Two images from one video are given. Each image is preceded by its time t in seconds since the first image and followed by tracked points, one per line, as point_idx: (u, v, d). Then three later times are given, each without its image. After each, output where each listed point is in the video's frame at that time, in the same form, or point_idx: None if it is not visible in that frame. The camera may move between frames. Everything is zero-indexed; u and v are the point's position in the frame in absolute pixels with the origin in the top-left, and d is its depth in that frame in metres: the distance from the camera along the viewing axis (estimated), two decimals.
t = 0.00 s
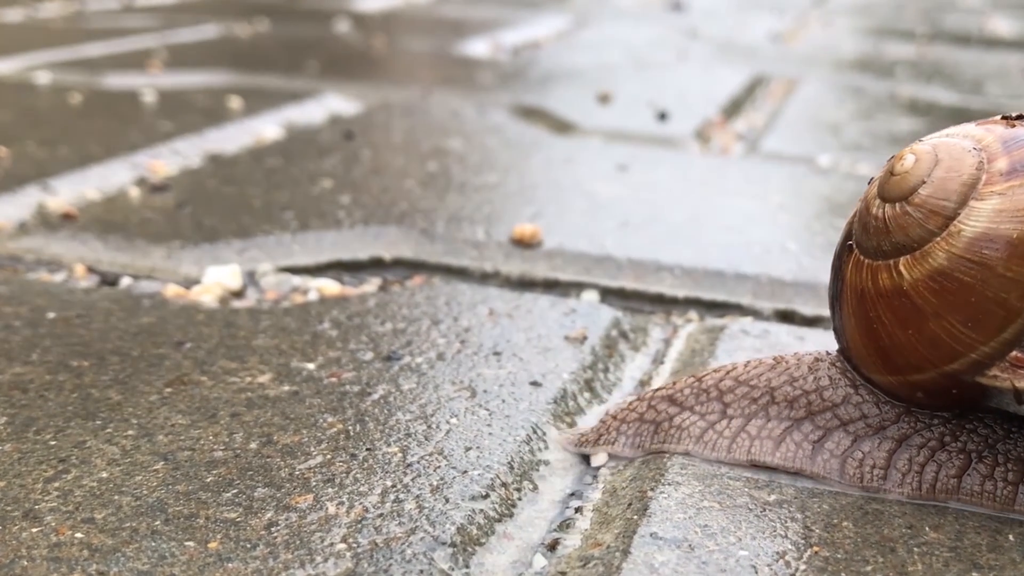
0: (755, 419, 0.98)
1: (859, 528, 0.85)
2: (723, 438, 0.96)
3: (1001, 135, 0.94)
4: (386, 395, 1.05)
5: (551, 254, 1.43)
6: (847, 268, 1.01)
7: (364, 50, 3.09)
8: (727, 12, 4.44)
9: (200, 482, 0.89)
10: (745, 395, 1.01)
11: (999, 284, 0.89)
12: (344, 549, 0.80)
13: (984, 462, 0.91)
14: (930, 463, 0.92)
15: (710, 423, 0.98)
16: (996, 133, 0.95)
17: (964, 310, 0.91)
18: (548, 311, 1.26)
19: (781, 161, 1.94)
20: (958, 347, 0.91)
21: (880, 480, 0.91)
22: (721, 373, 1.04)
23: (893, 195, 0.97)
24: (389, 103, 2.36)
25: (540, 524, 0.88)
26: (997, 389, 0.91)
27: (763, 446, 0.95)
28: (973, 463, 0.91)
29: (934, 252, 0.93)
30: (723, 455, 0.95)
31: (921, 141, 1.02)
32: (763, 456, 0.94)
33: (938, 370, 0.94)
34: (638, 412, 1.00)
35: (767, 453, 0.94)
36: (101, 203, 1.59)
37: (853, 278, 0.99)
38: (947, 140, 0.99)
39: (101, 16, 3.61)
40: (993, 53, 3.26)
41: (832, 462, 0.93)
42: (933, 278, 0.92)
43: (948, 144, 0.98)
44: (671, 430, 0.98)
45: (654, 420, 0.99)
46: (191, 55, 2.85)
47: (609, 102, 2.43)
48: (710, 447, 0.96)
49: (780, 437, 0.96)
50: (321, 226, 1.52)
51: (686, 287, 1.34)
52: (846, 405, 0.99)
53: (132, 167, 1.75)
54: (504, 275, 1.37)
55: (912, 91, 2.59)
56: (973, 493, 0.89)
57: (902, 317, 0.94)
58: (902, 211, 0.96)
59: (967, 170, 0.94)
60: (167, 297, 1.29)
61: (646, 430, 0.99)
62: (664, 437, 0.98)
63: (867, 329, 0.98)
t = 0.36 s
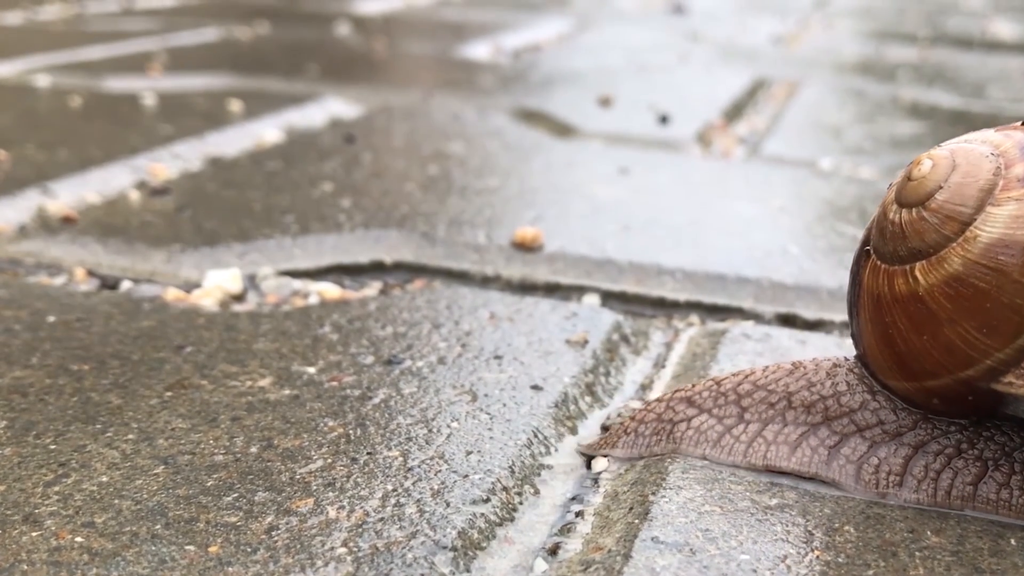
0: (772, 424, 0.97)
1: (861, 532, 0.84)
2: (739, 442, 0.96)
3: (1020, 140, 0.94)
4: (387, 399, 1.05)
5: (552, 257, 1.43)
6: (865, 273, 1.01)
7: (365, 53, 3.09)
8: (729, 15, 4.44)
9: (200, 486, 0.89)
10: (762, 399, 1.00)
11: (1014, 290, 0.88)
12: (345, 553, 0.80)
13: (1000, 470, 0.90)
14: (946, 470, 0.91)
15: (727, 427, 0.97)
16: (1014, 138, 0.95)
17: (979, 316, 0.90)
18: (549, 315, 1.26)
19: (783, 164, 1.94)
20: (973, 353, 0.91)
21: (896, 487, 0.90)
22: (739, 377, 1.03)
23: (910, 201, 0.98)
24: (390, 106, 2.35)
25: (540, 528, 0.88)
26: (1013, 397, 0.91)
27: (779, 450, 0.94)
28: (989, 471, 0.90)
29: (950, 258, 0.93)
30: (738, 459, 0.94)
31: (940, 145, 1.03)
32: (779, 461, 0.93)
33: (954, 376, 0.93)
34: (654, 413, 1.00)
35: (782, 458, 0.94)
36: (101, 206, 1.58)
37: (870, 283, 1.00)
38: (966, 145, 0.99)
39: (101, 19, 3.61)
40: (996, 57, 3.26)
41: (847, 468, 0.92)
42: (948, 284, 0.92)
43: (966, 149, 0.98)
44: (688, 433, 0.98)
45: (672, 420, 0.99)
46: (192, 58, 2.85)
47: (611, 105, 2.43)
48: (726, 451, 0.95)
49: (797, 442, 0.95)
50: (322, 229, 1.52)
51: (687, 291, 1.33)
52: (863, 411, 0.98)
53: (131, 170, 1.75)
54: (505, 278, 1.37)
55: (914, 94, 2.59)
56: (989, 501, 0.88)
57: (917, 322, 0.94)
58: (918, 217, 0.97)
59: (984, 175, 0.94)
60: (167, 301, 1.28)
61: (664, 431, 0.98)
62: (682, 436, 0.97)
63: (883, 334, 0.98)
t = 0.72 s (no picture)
0: (789, 428, 0.96)
1: (863, 536, 0.84)
2: (756, 446, 0.95)
3: None
4: (387, 402, 1.05)
5: (554, 260, 1.43)
6: (883, 278, 1.01)
7: (365, 55, 3.09)
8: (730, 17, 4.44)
9: (201, 490, 0.89)
10: (780, 403, 0.99)
11: None
12: (346, 557, 0.80)
13: (1017, 478, 0.88)
14: (962, 475, 0.89)
15: (744, 430, 0.97)
16: None
17: (994, 321, 0.90)
18: (551, 318, 1.26)
19: (785, 166, 1.93)
20: (988, 358, 0.90)
21: (912, 493, 0.89)
22: (757, 381, 1.02)
23: (927, 205, 0.98)
24: (391, 109, 2.35)
25: (541, 531, 0.87)
26: None
27: (796, 455, 0.93)
28: (1006, 478, 0.88)
29: (966, 263, 0.93)
30: (754, 463, 0.94)
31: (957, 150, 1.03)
32: (795, 466, 0.93)
33: (969, 381, 0.93)
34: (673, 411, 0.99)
35: (799, 463, 0.93)
36: (101, 208, 1.58)
37: (887, 287, 0.99)
38: (984, 150, 1.00)
39: (101, 21, 3.61)
40: (998, 59, 3.26)
41: (863, 473, 0.91)
42: (964, 289, 0.92)
43: (984, 153, 0.98)
44: (705, 434, 0.97)
45: (689, 420, 0.98)
46: (192, 60, 2.85)
47: (612, 107, 2.43)
48: (742, 454, 0.95)
49: (813, 447, 0.94)
50: (323, 231, 1.52)
51: (689, 293, 1.33)
52: (880, 415, 0.97)
53: (132, 172, 1.74)
54: (506, 281, 1.37)
55: (916, 96, 2.59)
56: (1005, 508, 0.86)
57: (933, 328, 0.94)
58: (935, 221, 0.97)
59: (1002, 180, 0.95)
60: (167, 303, 1.28)
61: (681, 430, 0.98)
62: (698, 439, 0.97)
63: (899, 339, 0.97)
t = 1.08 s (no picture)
0: (806, 428, 0.96)
1: (867, 536, 0.83)
2: (773, 445, 0.94)
3: None
4: (388, 401, 1.05)
5: (555, 259, 1.42)
6: (902, 278, 1.00)
7: (366, 53, 3.08)
8: (733, 15, 4.43)
9: (201, 489, 0.88)
10: (799, 403, 0.99)
11: None
12: (347, 557, 0.79)
13: None
14: (979, 478, 0.89)
15: (761, 430, 0.96)
16: None
17: (1011, 323, 0.88)
18: (552, 317, 1.25)
19: (787, 165, 1.93)
20: (1005, 360, 0.89)
21: (927, 494, 0.88)
22: (777, 381, 1.01)
23: (946, 205, 0.98)
24: (392, 107, 2.35)
25: (543, 531, 0.87)
26: None
27: (812, 455, 0.93)
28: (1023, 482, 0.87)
29: (983, 263, 0.91)
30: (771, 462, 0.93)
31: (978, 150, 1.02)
32: (811, 467, 0.92)
33: (986, 383, 0.91)
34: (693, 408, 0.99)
35: (815, 462, 0.92)
36: (101, 207, 1.58)
37: (906, 288, 0.99)
38: (1004, 149, 0.98)
39: (102, 19, 3.60)
40: (1002, 57, 3.25)
41: (879, 474, 0.91)
42: (981, 290, 0.91)
43: (1005, 153, 0.97)
44: (721, 433, 0.96)
45: (707, 417, 0.98)
46: (192, 58, 2.84)
47: (614, 106, 2.42)
48: (758, 454, 0.94)
49: (830, 447, 0.93)
50: (324, 230, 1.51)
51: (691, 292, 1.33)
52: (899, 416, 0.96)
53: (132, 171, 1.74)
54: (508, 280, 1.36)
55: (919, 95, 2.59)
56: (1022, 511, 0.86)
57: (949, 329, 0.93)
58: (953, 221, 0.96)
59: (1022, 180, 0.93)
60: (167, 302, 1.28)
61: (698, 427, 0.97)
62: (716, 437, 0.96)
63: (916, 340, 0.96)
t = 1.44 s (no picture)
0: (823, 432, 0.95)
1: (868, 540, 0.83)
2: (789, 449, 0.94)
3: None
4: (388, 404, 1.04)
5: (556, 262, 1.42)
6: (920, 283, 1.00)
7: (367, 55, 3.08)
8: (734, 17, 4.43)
9: (201, 493, 0.88)
10: (817, 407, 0.98)
11: None
12: (347, 561, 0.79)
13: None
14: (995, 485, 0.88)
15: (778, 434, 0.96)
16: None
17: None
18: (553, 320, 1.25)
19: (789, 168, 1.93)
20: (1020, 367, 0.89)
21: (942, 500, 0.88)
22: (796, 386, 1.01)
23: (964, 210, 0.97)
24: (392, 109, 2.34)
25: (545, 535, 0.87)
26: None
27: (828, 460, 0.93)
28: None
29: (998, 269, 0.91)
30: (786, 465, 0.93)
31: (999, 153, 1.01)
32: (827, 471, 0.92)
33: (1001, 389, 0.91)
34: (712, 410, 0.99)
35: (830, 467, 0.92)
36: (101, 210, 1.57)
37: (924, 292, 0.99)
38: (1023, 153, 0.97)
39: (101, 21, 3.60)
40: (1003, 60, 3.25)
41: (895, 479, 0.90)
42: (996, 295, 0.90)
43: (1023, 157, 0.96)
44: (739, 436, 0.96)
45: (725, 420, 0.98)
46: (193, 60, 2.84)
47: (615, 108, 2.42)
48: (774, 458, 0.94)
49: (846, 452, 0.93)
50: (325, 233, 1.51)
51: (693, 295, 1.32)
52: (916, 422, 0.95)
53: (132, 174, 1.74)
54: (509, 283, 1.36)
55: (920, 97, 2.59)
56: None
57: (965, 334, 0.93)
58: (970, 226, 0.96)
59: None
60: (167, 305, 1.27)
61: (716, 429, 0.97)
62: (733, 440, 0.96)
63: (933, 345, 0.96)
